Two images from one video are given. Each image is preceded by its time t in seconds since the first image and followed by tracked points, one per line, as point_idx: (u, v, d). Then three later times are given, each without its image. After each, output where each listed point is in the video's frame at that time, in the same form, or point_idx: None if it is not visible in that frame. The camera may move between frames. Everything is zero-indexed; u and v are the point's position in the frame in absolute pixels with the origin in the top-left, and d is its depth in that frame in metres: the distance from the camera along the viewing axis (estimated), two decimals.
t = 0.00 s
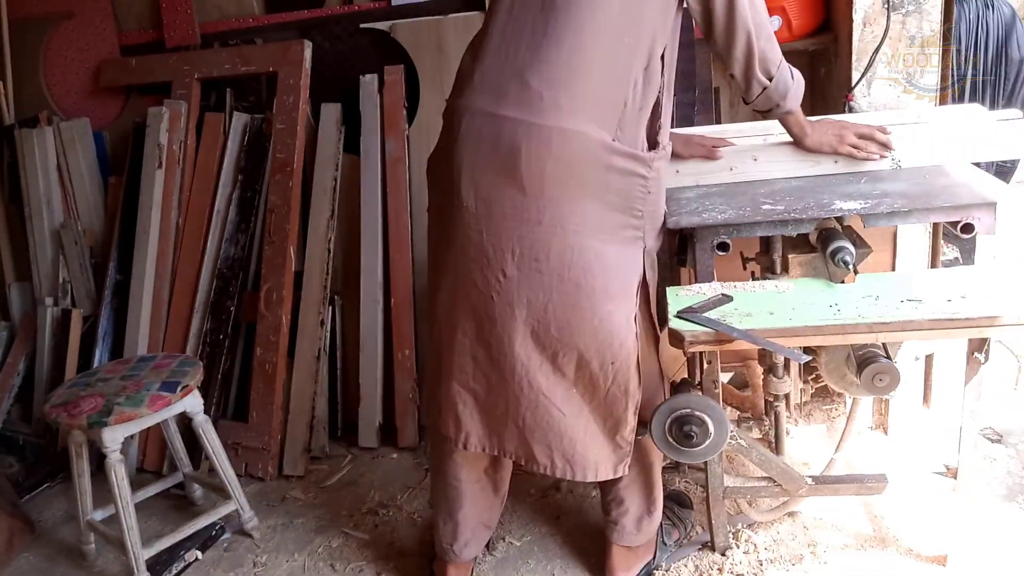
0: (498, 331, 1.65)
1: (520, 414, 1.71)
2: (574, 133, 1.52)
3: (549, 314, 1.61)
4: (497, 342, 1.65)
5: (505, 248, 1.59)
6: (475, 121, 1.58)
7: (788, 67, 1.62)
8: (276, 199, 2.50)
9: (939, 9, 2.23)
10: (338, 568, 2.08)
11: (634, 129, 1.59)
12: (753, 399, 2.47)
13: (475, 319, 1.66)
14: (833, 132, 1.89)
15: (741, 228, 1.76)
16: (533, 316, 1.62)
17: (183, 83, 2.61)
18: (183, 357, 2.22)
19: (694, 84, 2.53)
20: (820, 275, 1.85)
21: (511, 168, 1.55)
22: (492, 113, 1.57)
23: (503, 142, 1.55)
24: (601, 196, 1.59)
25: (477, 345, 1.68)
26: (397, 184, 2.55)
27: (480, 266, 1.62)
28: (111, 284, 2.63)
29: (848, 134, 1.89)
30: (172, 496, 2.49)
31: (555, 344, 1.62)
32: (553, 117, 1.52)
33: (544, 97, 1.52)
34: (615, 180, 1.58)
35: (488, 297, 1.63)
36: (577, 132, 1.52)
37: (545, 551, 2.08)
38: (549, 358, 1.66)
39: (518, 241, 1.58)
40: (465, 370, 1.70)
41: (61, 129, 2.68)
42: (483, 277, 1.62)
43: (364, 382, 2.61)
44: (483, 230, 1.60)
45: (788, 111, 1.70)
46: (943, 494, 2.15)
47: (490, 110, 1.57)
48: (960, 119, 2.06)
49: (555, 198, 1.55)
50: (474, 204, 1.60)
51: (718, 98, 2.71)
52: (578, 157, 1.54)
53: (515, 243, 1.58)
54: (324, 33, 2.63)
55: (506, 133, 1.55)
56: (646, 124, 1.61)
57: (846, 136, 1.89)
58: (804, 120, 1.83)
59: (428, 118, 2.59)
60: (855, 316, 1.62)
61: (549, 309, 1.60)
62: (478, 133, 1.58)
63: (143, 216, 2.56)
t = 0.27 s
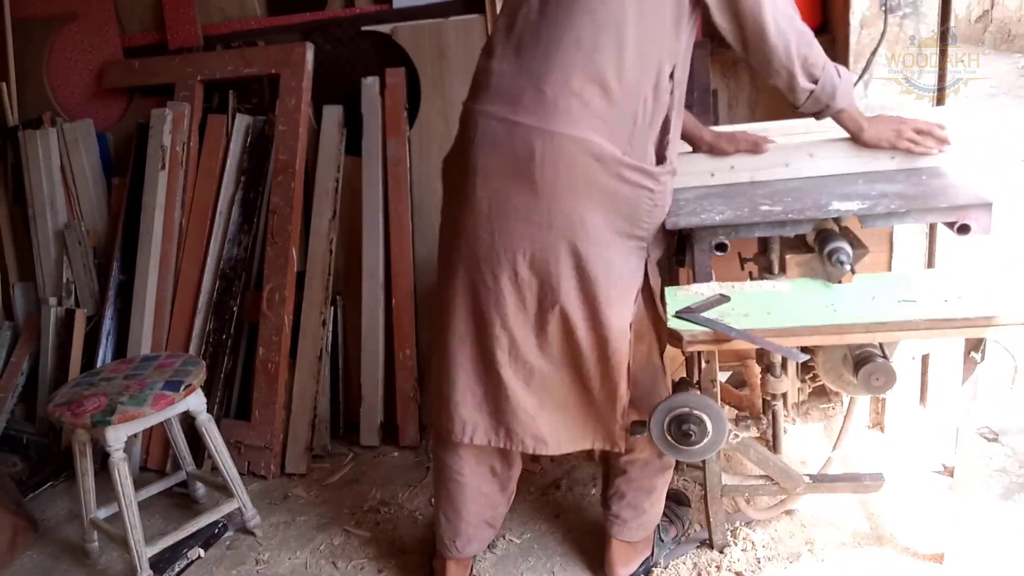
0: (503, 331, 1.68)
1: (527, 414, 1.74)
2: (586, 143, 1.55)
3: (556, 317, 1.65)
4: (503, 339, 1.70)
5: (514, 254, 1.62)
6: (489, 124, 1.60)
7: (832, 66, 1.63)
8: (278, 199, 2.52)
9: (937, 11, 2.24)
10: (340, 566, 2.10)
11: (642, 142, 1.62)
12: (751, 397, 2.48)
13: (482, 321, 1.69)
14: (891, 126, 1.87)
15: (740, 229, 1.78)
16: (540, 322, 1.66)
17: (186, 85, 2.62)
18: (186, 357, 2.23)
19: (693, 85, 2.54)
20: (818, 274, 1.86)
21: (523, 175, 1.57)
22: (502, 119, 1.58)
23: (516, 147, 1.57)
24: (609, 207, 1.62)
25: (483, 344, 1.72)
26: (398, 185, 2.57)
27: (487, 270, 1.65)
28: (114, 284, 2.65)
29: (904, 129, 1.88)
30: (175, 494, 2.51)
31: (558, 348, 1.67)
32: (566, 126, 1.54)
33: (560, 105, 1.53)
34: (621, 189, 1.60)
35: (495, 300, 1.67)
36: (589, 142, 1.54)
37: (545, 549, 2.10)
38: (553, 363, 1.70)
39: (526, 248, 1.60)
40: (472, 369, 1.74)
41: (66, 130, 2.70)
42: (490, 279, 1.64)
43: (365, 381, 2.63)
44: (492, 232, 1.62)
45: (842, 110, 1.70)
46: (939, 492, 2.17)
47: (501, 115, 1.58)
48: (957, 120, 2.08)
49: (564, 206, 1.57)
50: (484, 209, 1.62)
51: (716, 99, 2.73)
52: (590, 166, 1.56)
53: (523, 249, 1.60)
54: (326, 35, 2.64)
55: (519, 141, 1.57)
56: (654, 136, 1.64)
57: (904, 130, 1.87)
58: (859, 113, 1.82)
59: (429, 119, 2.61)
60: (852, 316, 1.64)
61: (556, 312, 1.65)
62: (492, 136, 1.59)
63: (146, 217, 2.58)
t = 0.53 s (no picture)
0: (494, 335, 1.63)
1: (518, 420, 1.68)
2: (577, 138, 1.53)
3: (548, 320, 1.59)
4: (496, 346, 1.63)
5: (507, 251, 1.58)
6: (480, 123, 1.58)
7: (790, 66, 1.59)
8: (276, 198, 2.50)
9: (941, 9, 2.22)
10: (338, 568, 2.08)
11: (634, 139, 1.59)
12: (753, 398, 2.46)
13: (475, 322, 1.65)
14: (843, 127, 1.85)
15: (741, 228, 1.76)
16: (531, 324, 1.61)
17: (183, 83, 2.60)
18: (183, 357, 2.21)
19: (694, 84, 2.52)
20: (821, 274, 1.84)
21: (512, 171, 1.55)
22: (493, 116, 1.56)
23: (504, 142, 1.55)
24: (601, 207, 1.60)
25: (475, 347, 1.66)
26: (397, 184, 2.55)
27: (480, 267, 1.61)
28: (110, 284, 2.63)
29: (858, 130, 1.85)
30: (172, 496, 2.49)
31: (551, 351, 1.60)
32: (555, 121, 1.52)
33: (548, 100, 1.52)
34: (614, 185, 1.59)
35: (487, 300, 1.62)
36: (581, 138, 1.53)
37: (545, 551, 2.08)
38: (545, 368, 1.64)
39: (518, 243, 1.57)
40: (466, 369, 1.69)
41: (62, 129, 2.68)
42: (482, 276, 1.62)
43: (364, 382, 2.60)
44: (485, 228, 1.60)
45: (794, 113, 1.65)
46: (943, 494, 2.15)
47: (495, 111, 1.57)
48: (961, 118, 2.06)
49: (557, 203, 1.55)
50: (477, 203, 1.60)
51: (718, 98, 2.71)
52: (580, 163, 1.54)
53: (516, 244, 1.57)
54: (324, 33, 2.62)
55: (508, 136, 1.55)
56: (646, 133, 1.61)
57: (856, 132, 1.85)
58: (813, 116, 1.80)
59: (428, 117, 2.59)
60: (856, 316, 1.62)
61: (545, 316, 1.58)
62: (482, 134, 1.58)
63: (142, 216, 2.56)
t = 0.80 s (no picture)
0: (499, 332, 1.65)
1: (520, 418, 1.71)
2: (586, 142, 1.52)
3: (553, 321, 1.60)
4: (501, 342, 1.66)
5: (509, 252, 1.58)
6: (491, 120, 1.57)
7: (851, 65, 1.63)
8: (274, 197, 2.47)
9: (945, 7, 2.19)
10: (336, 571, 2.06)
11: (639, 147, 1.59)
12: (756, 399, 2.42)
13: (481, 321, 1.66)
14: (916, 119, 1.82)
15: (744, 228, 1.73)
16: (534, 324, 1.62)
17: (180, 81, 2.58)
18: (180, 357, 2.19)
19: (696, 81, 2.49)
20: (824, 273, 1.82)
21: (520, 172, 1.54)
22: (503, 113, 1.55)
23: (513, 141, 1.54)
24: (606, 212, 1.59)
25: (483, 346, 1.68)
26: (396, 183, 2.53)
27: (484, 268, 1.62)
28: (107, 283, 2.61)
29: (933, 121, 1.82)
30: (169, 497, 2.47)
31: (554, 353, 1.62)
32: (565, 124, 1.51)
33: (561, 102, 1.51)
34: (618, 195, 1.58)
35: (492, 299, 1.63)
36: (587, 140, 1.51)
37: (546, 554, 2.06)
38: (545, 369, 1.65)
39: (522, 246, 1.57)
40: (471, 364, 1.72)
41: (57, 127, 2.66)
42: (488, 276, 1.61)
43: (362, 382, 2.58)
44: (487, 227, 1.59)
45: (857, 109, 1.69)
46: (948, 496, 2.13)
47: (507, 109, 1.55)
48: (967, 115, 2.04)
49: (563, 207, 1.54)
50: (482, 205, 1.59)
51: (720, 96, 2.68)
52: (584, 166, 1.53)
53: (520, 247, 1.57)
54: (322, 30, 2.59)
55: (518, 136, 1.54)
56: (658, 140, 1.61)
57: (931, 123, 1.82)
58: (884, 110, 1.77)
59: (427, 116, 2.56)
60: (860, 316, 1.60)
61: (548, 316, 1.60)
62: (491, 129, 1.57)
63: (139, 215, 2.54)
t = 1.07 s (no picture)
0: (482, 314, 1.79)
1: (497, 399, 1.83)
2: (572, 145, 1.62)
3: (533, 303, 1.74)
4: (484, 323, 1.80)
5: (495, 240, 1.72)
6: (486, 113, 1.68)
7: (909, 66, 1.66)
8: (280, 200, 2.52)
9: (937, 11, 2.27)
10: (341, 565, 2.11)
11: (627, 162, 1.68)
12: (750, 396, 2.46)
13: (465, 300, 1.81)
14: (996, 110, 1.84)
15: (738, 229, 1.78)
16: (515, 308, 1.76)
17: (187, 86, 2.63)
18: (187, 356, 2.24)
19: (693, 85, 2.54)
20: (816, 274, 1.86)
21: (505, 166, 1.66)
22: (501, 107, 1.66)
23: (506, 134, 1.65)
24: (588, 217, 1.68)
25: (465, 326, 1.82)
26: (399, 185, 2.58)
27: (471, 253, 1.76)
28: (116, 284, 2.66)
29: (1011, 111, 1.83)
30: (177, 493, 2.52)
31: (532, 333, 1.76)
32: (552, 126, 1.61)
33: (553, 101, 1.61)
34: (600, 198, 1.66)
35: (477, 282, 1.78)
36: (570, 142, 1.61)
37: (545, 548, 2.10)
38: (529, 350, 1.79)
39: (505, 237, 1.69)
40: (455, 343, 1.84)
41: (67, 131, 2.71)
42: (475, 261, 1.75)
43: (366, 380, 2.64)
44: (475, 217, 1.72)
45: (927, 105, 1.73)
46: (938, 491, 2.18)
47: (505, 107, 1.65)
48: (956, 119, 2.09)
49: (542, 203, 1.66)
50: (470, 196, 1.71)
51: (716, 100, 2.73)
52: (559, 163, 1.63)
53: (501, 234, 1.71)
54: (327, 36, 2.65)
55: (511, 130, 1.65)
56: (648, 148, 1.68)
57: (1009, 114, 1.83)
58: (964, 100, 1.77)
59: (429, 119, 2.61)
60: (850, 317, 1.64)
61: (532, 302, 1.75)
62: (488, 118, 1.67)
63: (148, 217, 2.59)
